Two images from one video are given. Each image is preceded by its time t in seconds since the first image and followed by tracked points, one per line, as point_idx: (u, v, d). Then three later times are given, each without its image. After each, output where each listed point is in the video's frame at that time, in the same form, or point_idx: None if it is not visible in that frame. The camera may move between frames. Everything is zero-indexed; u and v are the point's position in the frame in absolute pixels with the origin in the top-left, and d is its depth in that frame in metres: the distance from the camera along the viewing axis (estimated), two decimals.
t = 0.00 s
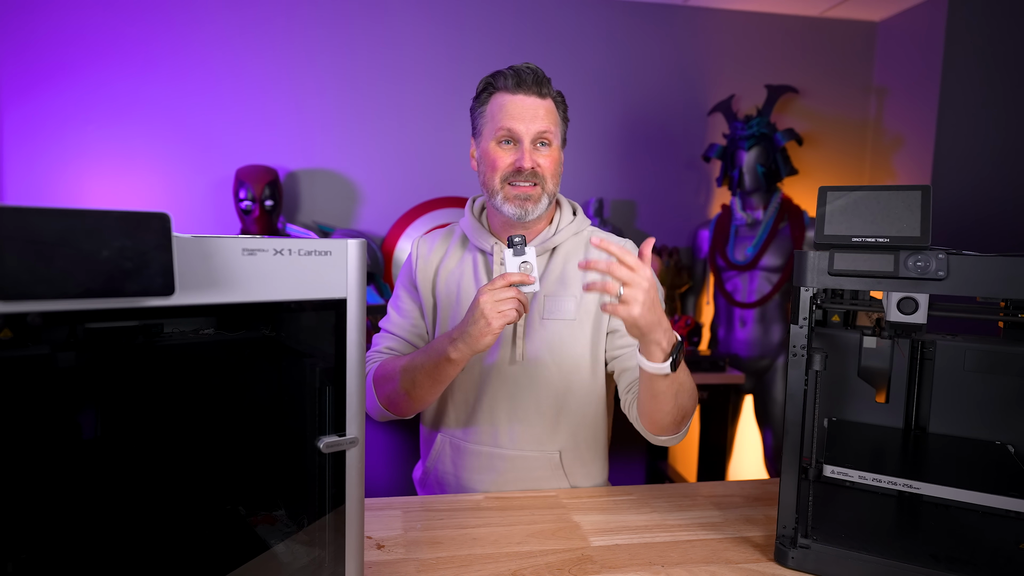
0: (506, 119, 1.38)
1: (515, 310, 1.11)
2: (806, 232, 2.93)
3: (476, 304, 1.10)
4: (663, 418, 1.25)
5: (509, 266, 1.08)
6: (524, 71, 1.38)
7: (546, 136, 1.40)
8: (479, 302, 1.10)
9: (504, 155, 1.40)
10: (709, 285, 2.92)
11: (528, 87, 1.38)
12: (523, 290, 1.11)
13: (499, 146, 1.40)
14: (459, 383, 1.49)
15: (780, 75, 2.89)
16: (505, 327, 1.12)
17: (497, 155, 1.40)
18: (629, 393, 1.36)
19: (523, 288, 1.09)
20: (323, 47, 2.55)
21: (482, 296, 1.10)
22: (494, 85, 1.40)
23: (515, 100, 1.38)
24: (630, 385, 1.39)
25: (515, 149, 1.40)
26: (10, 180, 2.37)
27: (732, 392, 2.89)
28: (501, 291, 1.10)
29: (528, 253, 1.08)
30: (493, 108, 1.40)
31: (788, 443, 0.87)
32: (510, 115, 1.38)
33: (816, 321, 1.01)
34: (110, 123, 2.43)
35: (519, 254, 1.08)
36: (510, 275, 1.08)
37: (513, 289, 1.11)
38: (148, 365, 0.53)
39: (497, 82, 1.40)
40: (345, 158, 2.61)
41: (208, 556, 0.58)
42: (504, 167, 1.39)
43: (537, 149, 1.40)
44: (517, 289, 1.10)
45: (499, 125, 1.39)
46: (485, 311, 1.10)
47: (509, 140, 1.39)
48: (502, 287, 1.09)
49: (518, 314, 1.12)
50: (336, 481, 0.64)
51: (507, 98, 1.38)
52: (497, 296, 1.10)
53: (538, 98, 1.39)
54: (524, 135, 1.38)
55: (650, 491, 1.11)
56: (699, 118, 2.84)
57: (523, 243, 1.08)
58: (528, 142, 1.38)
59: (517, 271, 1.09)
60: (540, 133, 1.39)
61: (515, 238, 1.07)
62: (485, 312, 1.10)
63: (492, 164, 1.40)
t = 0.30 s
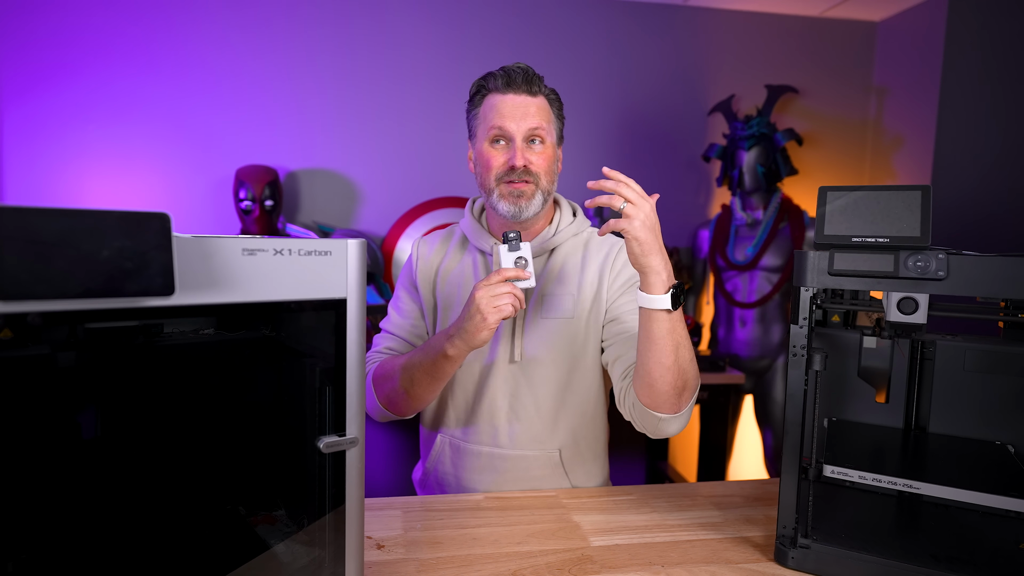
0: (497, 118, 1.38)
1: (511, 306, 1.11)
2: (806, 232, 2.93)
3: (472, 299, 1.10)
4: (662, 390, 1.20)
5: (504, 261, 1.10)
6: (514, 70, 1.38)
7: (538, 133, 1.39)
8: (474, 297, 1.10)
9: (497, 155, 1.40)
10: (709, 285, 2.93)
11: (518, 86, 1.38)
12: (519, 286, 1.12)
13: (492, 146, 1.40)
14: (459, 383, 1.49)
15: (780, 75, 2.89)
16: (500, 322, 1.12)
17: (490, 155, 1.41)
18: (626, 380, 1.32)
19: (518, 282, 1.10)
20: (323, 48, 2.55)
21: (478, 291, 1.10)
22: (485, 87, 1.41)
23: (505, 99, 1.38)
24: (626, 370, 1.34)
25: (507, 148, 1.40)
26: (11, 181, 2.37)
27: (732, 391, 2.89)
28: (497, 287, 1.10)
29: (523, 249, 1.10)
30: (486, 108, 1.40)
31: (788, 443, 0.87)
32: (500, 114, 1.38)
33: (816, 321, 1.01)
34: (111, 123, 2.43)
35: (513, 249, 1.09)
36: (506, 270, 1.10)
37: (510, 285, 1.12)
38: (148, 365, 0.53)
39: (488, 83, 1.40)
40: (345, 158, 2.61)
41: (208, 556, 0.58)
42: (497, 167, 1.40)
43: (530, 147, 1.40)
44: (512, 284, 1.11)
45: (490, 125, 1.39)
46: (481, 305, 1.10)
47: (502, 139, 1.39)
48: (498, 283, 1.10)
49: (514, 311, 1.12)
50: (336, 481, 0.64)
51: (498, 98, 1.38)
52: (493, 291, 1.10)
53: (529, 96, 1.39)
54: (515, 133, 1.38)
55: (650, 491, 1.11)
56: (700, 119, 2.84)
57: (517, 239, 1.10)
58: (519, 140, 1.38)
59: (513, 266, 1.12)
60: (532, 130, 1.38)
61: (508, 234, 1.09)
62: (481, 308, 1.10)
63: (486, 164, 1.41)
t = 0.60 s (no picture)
0: (486, 125, 1.39)
1: (508, 316, 1.10)
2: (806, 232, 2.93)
3: (469, 308, 1.10)
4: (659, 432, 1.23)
5: (503, 271, 1.09)
6: (507, 73, 1.37)
7: (526, 140, 1.38)
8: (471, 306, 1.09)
9: (486, 161, 1.41)
10: (709, 285, 2.93)
11: (511, 91, 1.37)
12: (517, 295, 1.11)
13: (484, 151, 1.41)
14: (456, 384, 1.50)
15: (780, 75, 2.89)
16: (496, 332, 1.11)
17: (482, 161, 1.42)
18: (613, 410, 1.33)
19: (516, 293, 1.10)
20: (323, 47, 2.55)
21: (475, 300, 1.10)
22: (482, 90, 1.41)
23: (496, 104, 1.37)
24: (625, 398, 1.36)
25: (497, 154, 1.40)
26: (11, 181, 2.37)
27: (732, 391, 2.89)
28: (495, 297, 1.10)
29: (523, 258, 1.09)
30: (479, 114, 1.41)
31: (789, 443, 0.87)
32: (490, 121, 1.38)
33: (816, 321, 1.01)
34: (111, 123, 2.43)
35: (513, 259, 1.08)
36: (504, 280, 1.09)
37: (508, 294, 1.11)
38: (148, 365, 0.53)
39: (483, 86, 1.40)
40: (345, 158, 2.61)
41: (208, 556, 0.58)
42: (486, 174, 1.41)
43: (519, 154, 1.39)
44: (511, 295, 1.10)
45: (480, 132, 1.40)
46: (477, 315, 1.10)
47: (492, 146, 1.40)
48: (496, 292, 1.10)
49: (512, 321, 1.11)
50: (336, 481, 0.64)
51: (490, 103, 1.38)
52: (491, 301, 1.09)
53: (520, 101, 1.37)
54: (502, 140, 1.37)
55: (650, 491, 1.11)
56: (699, 119, 2.84)
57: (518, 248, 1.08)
58: (506, 147, 1.38)
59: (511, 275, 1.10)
60: (519, 137, 1.37)
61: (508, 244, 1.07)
62: (478, 317, 1.10)
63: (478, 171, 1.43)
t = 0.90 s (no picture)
0: (497, 122, 1.38)
1: (531, 316, 1.11)
2: (806, 232, 2.93)
3: (491, 309, 1.10)
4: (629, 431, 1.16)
5: (525, 272, 1.08)
6: (518, 72, 1.36)
7: (538, 140, 1.37)
8: (493, 307, 1.09)
9: (495, 159, 1.40)
10: (709, 285, 2.93)
11: (522, 90, 1.36)
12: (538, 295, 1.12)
13: (492, 150, 1.40)
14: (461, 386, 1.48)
15: (780, 75, 2.89)
16: (520, 333, 1.12)
17: (490, 159, 1.40)
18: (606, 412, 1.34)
19: (538, 293, 1.10)
20: (323, 47, 2.55)
21: (498, 301, 1.10)
22: (492, 88, 1.40)
23: (506, 103, 1.37)
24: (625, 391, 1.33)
25: (507, 153, 1.39)
26: (11, 180, 2.36)
27: (732, 392, 2.89)
28: (517, 297, 1.10)
29: (544, 258, 1.09)
30: (488, 112, 1.40)
31: (788, 443, 0.87)
32: (500, 119, 1.37)
33: (816, 321, 1.01)
34: (111, 123, 2.43)
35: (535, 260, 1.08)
36: (526, 281, 1.09)
37: (530, 295, 1.12)
38: (147, 365, 0.53)
39: (493, 84, 1.39)
40: (346, 158, 2.61)
41: (208, 556, 0.58)
42: (495, 172, 1.39)
43: (529, 152, 1.38)
44: (533, 295, 1.11)
45: (490, 129, 1.39)
46: (500, 316, 1.10)
47: (501, 144, 1.39)
48: (519, 292, 1.10)
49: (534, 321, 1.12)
50: (336, 481, 0.64)
51: (501, 101, 1.37)
52: (513, 301, 1.10)
53: (532, 100, 1.36)
54: (513, 139, 1.37)
55: (650, 491, 1.11)
56: (700, 119, 2.84)
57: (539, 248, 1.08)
58: (517, 146, 1.37)
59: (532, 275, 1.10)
60: (530, 136, 1.36)
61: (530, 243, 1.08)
62: (501, 318, 1.10)
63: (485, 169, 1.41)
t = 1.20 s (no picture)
0: (505, 119, 1.37)
1: (550, 315, 1.12)
2: (806, 232, 2.93)
3: (511, 308, 1.11)
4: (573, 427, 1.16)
5: (543, 271, 1.09)
6: (528, 69, 1.35)
7: (545, 137, 1.37)
8: (513, 306, 1.10)
9: (504, 156, 1.40)
10: (709, 285, 2.93)
11: (530, 87, 1.36)
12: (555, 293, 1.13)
13: (501, 146, 1.41)
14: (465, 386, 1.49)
15: (780, 75, 2.89)
16: (539, 331, 1.13)
17: (499, 156, 1.41)
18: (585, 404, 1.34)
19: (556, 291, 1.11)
20: (323, 47, 2.55)
21: (517, 300, 1.11)
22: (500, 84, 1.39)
23: (516, 99, 1.36)
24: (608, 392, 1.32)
25: (514, 150, 1.39)
26: (11, 181, 2.37)
27: (732, 392, 2.89)
28: (536, 295, 1.11)
29: (561, 257, 1.09)
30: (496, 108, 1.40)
31: (789, 443, 0.87)
32: (509, 116, 1.37)
33: (816, 321, 1.01)
34: (111, 123, 2.43)
35: (552, 258, 1.08)
36: (545, 279, 1.09)
37: (547, 293, 1.13)
38: (148, 365, 0.53)
39: (502, 80, 1.39)
40: (346, 159, 2.61)
41: (209, 556, 0.58)
42: (503, 169, 1.40)
43: (537, 150, 1.38)
44: (551, 293, 1.12)
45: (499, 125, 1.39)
46: (520, 315, 1.11)
47: (509, 141, 1.39)
48: (537, 291, 1.11)
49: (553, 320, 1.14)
50: (336, 481, 0.64)
51: (510, 97, 1.37)
52: (532, 300, 1.11)
53: (541, 97, 1.36)
54: (521, 136, 1.37)
55: (650, 491, 1.11)
56: (700, 119, 2.84)
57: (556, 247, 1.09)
58: (525, 143, 1.37)
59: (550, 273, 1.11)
60: (538, 133, 1.37)
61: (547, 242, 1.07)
62: (520, 317, 1.11)
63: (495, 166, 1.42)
